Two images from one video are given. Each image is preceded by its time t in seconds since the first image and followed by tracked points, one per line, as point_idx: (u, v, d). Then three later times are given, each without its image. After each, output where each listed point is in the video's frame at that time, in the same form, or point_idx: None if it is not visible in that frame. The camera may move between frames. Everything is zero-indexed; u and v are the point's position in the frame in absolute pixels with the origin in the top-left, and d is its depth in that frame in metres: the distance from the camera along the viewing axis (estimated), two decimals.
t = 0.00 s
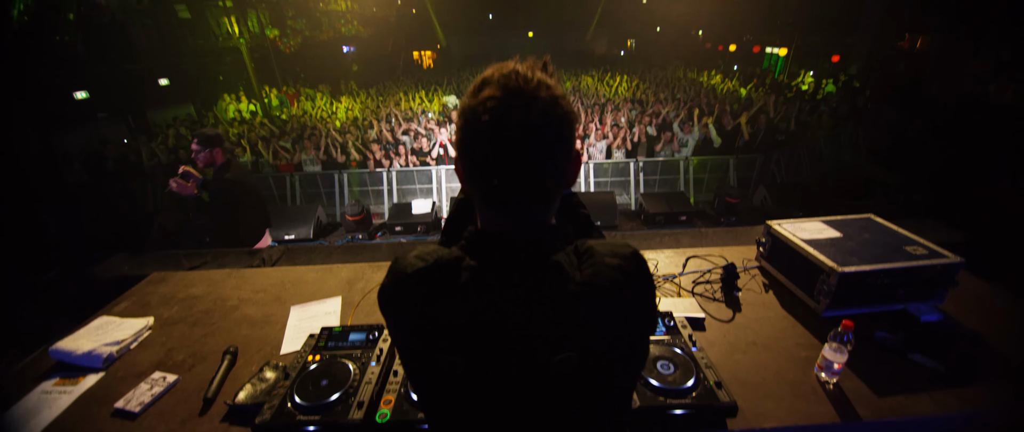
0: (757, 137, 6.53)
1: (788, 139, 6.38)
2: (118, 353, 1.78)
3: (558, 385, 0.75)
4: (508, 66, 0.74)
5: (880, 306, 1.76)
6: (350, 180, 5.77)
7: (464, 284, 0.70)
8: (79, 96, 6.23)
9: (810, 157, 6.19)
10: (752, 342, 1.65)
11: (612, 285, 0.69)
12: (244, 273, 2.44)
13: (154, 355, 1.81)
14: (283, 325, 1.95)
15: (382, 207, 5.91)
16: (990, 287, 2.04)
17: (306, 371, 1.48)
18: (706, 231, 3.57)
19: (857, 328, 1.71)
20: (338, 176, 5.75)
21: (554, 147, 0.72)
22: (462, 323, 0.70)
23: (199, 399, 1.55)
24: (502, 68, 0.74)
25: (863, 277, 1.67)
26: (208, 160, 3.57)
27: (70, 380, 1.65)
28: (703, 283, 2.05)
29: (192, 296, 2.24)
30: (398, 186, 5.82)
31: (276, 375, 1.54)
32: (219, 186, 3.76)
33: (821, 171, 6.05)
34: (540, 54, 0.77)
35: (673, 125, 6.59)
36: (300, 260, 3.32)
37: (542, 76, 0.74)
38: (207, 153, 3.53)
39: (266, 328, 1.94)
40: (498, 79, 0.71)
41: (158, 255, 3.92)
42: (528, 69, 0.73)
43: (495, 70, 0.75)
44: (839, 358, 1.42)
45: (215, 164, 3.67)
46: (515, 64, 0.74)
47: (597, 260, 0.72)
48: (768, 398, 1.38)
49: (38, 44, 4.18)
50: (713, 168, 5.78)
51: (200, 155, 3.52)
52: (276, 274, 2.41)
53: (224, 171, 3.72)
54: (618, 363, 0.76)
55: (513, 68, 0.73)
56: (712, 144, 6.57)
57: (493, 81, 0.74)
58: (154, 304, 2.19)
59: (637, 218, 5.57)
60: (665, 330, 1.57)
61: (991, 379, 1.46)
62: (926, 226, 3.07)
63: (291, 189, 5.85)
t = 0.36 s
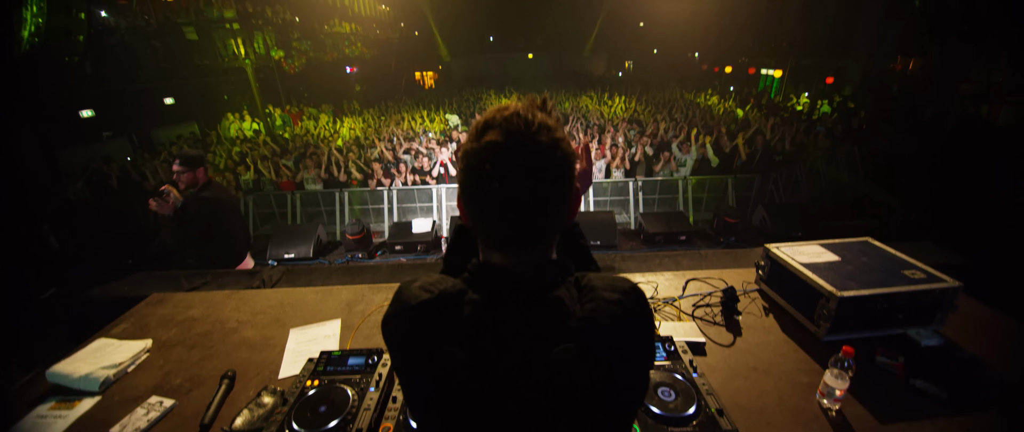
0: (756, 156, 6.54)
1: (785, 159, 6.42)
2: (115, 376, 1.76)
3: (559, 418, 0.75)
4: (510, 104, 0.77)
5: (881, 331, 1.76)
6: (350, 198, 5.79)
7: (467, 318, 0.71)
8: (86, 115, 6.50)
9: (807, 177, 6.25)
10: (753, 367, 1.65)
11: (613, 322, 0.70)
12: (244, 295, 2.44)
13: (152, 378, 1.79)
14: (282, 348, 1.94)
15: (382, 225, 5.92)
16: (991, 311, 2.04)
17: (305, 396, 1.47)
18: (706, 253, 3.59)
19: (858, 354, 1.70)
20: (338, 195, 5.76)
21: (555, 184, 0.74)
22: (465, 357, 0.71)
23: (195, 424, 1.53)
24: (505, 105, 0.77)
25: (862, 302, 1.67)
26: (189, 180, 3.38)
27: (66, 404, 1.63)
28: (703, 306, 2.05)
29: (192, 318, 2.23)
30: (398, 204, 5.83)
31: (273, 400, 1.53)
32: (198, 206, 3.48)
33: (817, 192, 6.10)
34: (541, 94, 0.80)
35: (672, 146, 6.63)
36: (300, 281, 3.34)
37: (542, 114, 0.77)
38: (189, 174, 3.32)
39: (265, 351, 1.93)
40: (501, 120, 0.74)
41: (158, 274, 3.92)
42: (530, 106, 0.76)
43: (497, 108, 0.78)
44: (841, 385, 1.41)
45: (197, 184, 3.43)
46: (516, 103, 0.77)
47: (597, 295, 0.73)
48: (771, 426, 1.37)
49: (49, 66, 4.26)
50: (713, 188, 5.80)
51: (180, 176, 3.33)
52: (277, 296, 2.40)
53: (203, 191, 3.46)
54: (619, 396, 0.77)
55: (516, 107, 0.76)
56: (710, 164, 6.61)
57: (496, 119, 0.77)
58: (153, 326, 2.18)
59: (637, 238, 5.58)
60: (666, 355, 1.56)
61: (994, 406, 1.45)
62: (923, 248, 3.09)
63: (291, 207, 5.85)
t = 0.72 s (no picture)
0: (755, 180, 6.38)
1: (786, 177, 6.45)
2: (115, 401, 1.75)
3: None
4: (515, 141, 0.80)
5: (886, 356, 1.75)
6: (353, 217, 5.82)
7: (472, 353, 0.72)
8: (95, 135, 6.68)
9: (808, 196, 6.27)
10: (759, 393, 1.63)
11: (615, 357, 0.72)
12: (246, 317, 2.43)
13: (151, 403, 1.78)
14: (282, 373, 1.93)
15: (384, 244, 5.94)
16: (997, 335, 2.03)
17: (305, 424, 1.46)
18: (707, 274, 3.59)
19: (864, 380, 1.69)
20: (340, 214, 5.81)
21: (558, 221, 0.76)
22: (470, 393, 0.71)
23: None
24: (510, 142, 0.80)
25: (866, 326, 1.66)
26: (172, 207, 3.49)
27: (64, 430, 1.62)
28: (706, 330, 2.04)
29: (193, 341, 2.23)
30: (400, 223, 5.85)
31: (273, 427, 1.51)
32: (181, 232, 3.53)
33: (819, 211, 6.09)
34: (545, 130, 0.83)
35: (674, 165, 6.61)
36: (302, 304, 3.37)
37: (546, 151, 0.80)
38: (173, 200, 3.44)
39: (266, 375, 1.92)
40: (507, 160, 0.77)
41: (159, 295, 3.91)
42: (534, 144, 0.79)
43: (502, 145, 0.81)
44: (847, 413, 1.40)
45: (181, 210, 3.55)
46: (520, 140, 0.80)
47: (598, 331, 0.75)
48: None
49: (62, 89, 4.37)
50: (713, 206, 5.81)
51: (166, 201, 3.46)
52: (279, 318, 2.40)
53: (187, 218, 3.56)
54: None
55: (521, 145, 0.79)
56: (710, 182, 6.52)
57: (501, 155, 0.80)
58: (154, 349, 2.18)
59: (639, 257, 5.57)
60: (670, 381, 1.54)
61: None
62: (926, 270, 3.10)
63: (294, 226, 5.88)
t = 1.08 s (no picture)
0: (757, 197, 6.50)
1: (786, 196, 6.48)
2: (113, 425, 1.73)
3: None
4: (517, 178, 0.82)
5: (891, 381, 1.73)
6: (355, 235, 5.83)
7: (476, 388, 0.72)
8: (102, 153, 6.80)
9: (808, 215, 6.28)
10: (763, 420, 1.61)
11: (616, 392, 0.73)
12: (247, 338, 2.42)
13: (149, 427, 1.76)
14: (281, 397, 1.91)
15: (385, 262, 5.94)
16: (1002, 359, 2.01)
17: None
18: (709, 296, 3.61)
19: (869, 407, 1.67)
20: (342, 232, 5.82)
21: (560, 257, 0.78)
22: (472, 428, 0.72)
23: None
24: (513, 178, 0.82)
25: (869, 352, 1.65)
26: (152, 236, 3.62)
27: None
28: (708, 354, 2.02)
29: (193, 362, 2.22)
30: (402, 241, 5.85)
31: None
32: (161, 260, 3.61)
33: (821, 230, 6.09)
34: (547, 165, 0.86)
35: (674, 184, 6.64)
36: (303, 324, 3.38)
37: (547, 187, 0.83)
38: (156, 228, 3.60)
39: (265, 399, 1.91)
40: (510, 198, 0.79)
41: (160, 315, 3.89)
42: (536, 180, 0.81)
43: (504, 180, 0.84)
44: None
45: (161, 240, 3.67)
46: (523, 176, 0.83)
47: (600, 363, 0.77)
48: None
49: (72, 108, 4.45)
50: (713, 224, 5.82)
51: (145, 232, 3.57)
52: (279, 340, 2.39)
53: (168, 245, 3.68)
54: None
55: (524, 182, 0.81)
56: (710, 201, 6.57)
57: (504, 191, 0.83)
58: (153, 370, 2.17)
59: (641, 276, 5.54)
60: (673, 407, 1.53)
61: None
62: (928, 292, 3.09)
63: (295, 244, 5.88)
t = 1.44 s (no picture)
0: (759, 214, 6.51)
1: (787, 214, 6.48)
2: None
3: None
4: (519, 213, 0.85)
5: (897, 406, 1.70)
6: (355, 252, 5.82)
7: (478, 419, 0.74)
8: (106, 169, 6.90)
9: (810, 234, 6.27)
10: None
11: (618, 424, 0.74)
12: (246, 360, 2.40)
13: None
14: (279, 422, 1.89)
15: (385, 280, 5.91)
16: (1006, 382, 2.00)
17: None
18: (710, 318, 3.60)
19: None
20: (343, 249, 5.81)
21: (561, 292, 0.80)
22: None
23: None
24: (515, 214, 0.85)
25: (872, 376, 1.63)
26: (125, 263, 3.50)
27: None
28: (711, 378, 2.00)
29: (190, 384, 2.20)
30: (402, 258, 5.84)
31: None
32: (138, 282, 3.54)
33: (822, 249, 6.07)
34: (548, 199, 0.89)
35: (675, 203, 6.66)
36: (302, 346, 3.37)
37: (549, 222, 0.85)
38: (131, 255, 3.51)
39: (263, 424, 1.88)
40: (513, 233, 0.81)
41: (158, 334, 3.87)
42: (538, 216, 0.84)
43: (507, 215, 0.87)
44: None
45: (136, 266, 3.58)
46: (525, 210, 0.86)
47: (602, 395, 0.78)
48: None
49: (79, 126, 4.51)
50: (714, 243, 5.82)
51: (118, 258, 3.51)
52: (278, 362, 2.37)
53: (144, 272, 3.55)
54: None
55: (526, 217, 0.84)
56: (710, 219, 6.59)
57: (507, 226, 0.85)
58: (151, 392, 2.14)
59: (642, 295, 5.50)
60: None
61: None
62: (931, 314, 3.08)
63: (296, 261, 5.87)
